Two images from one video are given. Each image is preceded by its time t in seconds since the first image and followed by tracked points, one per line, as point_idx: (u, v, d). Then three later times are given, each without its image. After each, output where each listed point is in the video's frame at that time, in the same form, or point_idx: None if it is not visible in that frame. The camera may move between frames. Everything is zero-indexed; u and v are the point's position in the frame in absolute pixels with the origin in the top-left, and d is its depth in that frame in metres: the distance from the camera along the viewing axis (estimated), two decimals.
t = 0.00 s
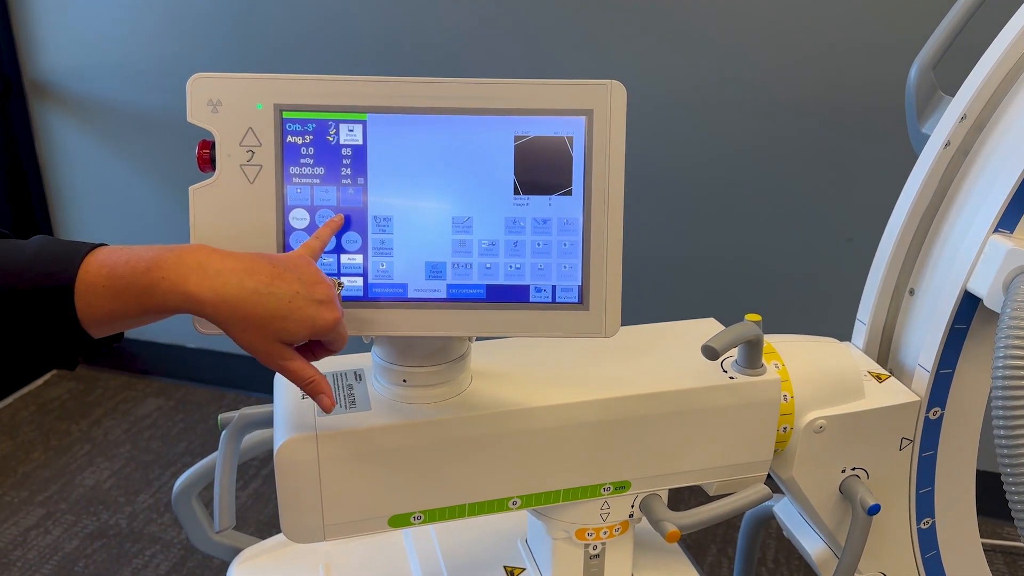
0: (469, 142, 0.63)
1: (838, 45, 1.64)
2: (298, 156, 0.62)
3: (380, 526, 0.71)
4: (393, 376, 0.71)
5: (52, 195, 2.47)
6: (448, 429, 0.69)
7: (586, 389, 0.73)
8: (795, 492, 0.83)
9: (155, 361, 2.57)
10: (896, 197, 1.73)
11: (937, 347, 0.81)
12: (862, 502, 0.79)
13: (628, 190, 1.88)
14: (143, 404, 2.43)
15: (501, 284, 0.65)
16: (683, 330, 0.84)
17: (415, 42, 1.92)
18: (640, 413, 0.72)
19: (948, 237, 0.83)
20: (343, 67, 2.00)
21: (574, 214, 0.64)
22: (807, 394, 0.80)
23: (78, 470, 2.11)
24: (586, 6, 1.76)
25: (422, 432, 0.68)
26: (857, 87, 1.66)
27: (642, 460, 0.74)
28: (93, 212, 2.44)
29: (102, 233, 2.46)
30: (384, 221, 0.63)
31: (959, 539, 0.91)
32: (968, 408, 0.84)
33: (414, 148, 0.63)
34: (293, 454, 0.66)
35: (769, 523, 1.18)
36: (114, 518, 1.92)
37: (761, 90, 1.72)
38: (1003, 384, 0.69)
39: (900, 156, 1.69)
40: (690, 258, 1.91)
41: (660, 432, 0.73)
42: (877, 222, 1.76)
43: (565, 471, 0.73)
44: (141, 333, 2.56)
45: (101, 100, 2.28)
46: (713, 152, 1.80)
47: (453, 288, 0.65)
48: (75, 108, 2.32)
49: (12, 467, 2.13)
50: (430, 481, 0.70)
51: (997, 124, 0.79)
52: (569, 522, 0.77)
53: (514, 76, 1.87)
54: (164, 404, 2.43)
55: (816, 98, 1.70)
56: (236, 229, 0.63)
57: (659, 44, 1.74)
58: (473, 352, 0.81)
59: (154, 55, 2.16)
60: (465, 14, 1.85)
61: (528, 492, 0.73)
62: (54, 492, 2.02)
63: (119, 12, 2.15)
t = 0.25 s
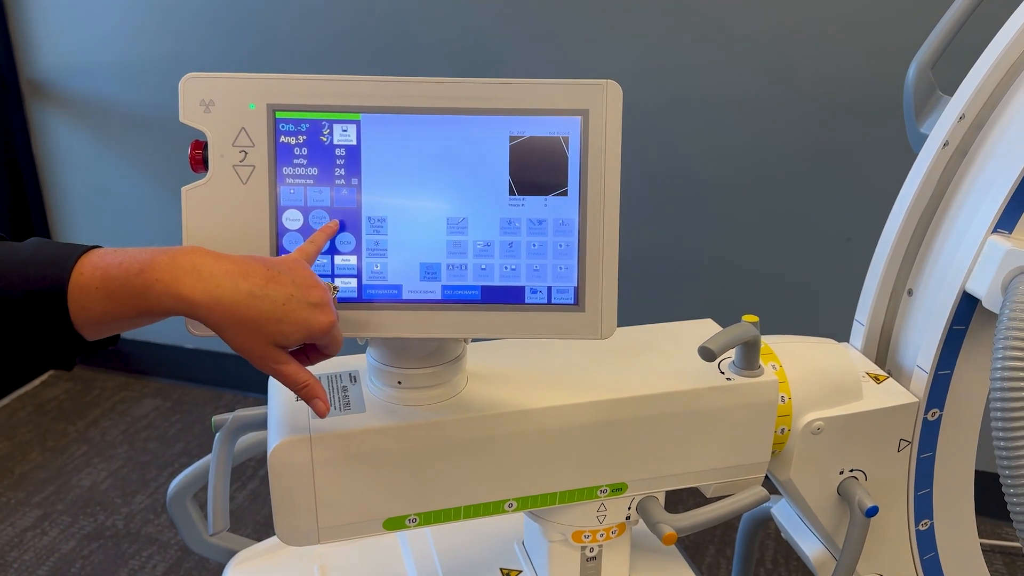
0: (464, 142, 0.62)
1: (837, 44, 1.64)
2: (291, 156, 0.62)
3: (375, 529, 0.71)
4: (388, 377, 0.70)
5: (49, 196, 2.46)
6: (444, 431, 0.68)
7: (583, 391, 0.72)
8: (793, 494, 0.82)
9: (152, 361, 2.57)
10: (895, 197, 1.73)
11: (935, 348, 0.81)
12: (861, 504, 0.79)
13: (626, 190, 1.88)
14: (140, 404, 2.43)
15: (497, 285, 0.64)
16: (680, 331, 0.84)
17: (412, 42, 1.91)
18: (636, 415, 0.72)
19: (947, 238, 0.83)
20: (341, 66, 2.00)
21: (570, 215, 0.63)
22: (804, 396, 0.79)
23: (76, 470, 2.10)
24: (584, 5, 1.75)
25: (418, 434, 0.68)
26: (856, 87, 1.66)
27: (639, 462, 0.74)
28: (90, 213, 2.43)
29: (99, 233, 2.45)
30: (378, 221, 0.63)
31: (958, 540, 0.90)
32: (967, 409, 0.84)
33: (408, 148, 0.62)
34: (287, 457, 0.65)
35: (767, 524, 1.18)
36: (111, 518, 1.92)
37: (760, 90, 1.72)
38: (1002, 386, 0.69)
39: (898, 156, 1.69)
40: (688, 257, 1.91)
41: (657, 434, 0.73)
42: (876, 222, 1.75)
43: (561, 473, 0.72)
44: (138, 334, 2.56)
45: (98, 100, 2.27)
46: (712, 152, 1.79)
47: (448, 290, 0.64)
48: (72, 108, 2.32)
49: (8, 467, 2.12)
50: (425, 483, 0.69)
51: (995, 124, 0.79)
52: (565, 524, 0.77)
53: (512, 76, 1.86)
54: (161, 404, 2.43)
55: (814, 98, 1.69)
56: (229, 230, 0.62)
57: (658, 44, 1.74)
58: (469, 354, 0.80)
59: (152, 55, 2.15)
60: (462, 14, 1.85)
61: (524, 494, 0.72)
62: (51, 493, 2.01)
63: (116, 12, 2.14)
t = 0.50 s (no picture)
0: (461, 142, 0.62)
1: (836, 43, 1.64)
2: (287, 156, 0.61)
3: (372, 532, 0.70)
4: (385, 379, 0.70)
5: (47, 196, 2.46)
6: (441, 434, 0.68)
7: (581, 392, 0.72)
8: (792, 495, 0.82)
9: (150, 361, 2.56)
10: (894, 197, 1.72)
11: (935, 349, 0.80)
12: (860, 506, 0.78)
13: (625, 189, 1.88)
14: (138, 405, 2.42)
15: (495, 285, 0.64)
16: (678, 332, 0.84)
17: (411, 41, 1.91)
18: (635, 418, 0.71)
19: (947, 238, 0.82)
20: (340, 66, 1.99)
21: (568, 215, 0.63)
22: (804, 397, 0.79)
23: (73, 471, 2.10)
24: (583, 5, 1.75)
25: (414, 437, 0.67)
26: (855, 86, 1.66)
27: (638, 464, 0.73)
28: (88, 213, 2.43)
29: (97, 234, 2.44)
30: (374, 222, 0.62)
31: (958, 542, 0.90)
32: (966, 410, 0.84)
33: (405, 148, 0.62)
34: (283, 459, 0.65)
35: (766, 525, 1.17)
36: (109, 520, 1.91)
37: (759, 89, 1.71)
38: (1002, 387, 0.68)
39: (898, 155, 1.69)
40: (687, 257, 1.90)
41: (655, 435, 0.73)
42: (876, 222, 1.75)
43: (559, 475, 0.72)
44: (136, 334, 2.55)
45: (96, 100, 2.27)
46: (711, 152, 1.79)
47: (445, 291, 0.64)
48: (70, 108, 2.31)
49: (5, 468, 2.11)
50: (422, 485, 0.69)
51: (996, 124, 0.78)
52: (563, 527, 0.76)
53: (511, 76, 1.86)
54: (159, 405, 2.42)
55: (814, 97, 1.69)
56: (224, 231, 0.62)
57: (657, 43, 1.73)
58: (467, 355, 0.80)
59: (150, 55, 2.15)
60: (461, 13, 1.84)
61: (522, 496, 0.72)
62: (48, 494, 2.01)
63: (114, 12, 2.14)
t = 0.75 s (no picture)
0: (462, 142, 0.61)
1: (837, 43, 1.63)
2: (287, 156, 0.61)
3: (372, 534, 0.70)
4: (385, 380, 0.69)
5: (46, 196, 2.45)
6: (442, 435, 0.67)
7: (582, 393, 0.71)
8: (794, 497, 0.82)
9: (150, 362, 2.56)
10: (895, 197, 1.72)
11: (938, 350, 0.80)
12: (863, 507, 0.78)
13: (625, 189, 1.87)
14: (138, 405, 2.42)
15: (496, 287, 0.63)
16: (680, 332, 0.83)
17: (411, 41, 1.90)
18: (637, 419, 0.71)
19: (949, 238, 0.82)
20: (341, 66, 1.99)
21: (569, 216, 0.62)
22: (806, 398, 0.78)
23: (72, 472, 2.09)
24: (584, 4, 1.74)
25: (415, 438, 0.67)
26: (856, 86, 1.65)
27: (640, 465, 0.73)
28: (88, 213, 2.42)
29: (97, 234, 2.44)
30: (375, 222, 0.62)
31: (960, 543, 0.90)
32: (969, 411, 0.83)
33: (406, 148, 0.61)
34: (282, 461, 0.64)
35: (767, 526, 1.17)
36: (108, 520, 1.91)
37: (760, 89, 1.71)
38: (1005, 387, 0.68)
39: (899, 155, 1.68)
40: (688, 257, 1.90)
41: (657, 436, 0.72)
42: (876, 222, 1.75)
43: (561, 477, 0.71)
44: (136, 334, 2.55)
45: (97, 100, 2.26)
46: (711, 151, 1.79)
47: (446, 291, 0.63)
48: (70, 108, 2.30)
49: (4, 469, 2.11)
50: (423, 486, 0.68)
51: (999, 124, 0.78)
52: (564, 528, 0.76)
53: (512, 75, 1.85)
54: (159, 405, 2.42)
55: (815, 97, 1.68)
56: (224, 231, 0.62)
57: (657, 43, 1.73)
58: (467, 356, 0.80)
59: (151, 55, 2.14)
60: (462, 13, 1.84)
61: (523, 498, 0.71)
62: (47, 494, 2.00)
63: (115, 12, 2.13)
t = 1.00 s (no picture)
0: (463, 142, 0.61)
1: (838, 43, 1.63)
2: (287, 157, 0.61)
3: (373, 536, 0.70)
4: (386, 382, 0.69)
5: (46, 196, 2.45)
6: (443, 437, 0.67)
7: (584, 394, 0.71)
8: (796, 498, 0.81)
9: (149, 362, 2.56)
10: (896, 197, 1.71)
11: (940, 351, 0.80)
12: (865, 509, 0.78)
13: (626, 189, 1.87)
14: (137, 405, 2.41)
15: (497, 287, 0.63)
16: (682, 333, 0.83)
17: (411, 41, 1.90)
18: (639, 420, 0.71)
19: (952, 238, 0.81)
20: (341, 66, 1.98)
21: (571, 216, 0.62)
22: (808, 399, 0.78)
23: (72, 472, 2.09)
24: (584, 4, 1.74)
25: (415, 440, 0.67)
26: (857, 86, 1.65)
27: (642, 467, 0.73)
28: (87, 213, 2.42)
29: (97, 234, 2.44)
30: (375, 223, 0.62)
31: (963, 545, 0.89)
32: (971, 412, 0.83)
33: (407, 148, 0.61)
34: (283, 463, 0.64)
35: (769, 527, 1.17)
36: (107, 521, 1.91)
37: (760, 89, 1.71)
38: (1009, 388, 0.68)
39: (900, 155, 1.68)
40: (688, 258, 1.90)
41: (659, 438, 0.72)
42: (877, 222, 1.74)
43: (562, 479, 0.71)
44: (136, 335, 2.55)
45: (97, 100, 2.26)
46: (712, 151, 1.78)
47: (447, 292, 0.63)
48: (70, 108, 2.30)
49: (4, 469, 2.11)
50: (423, 487, 0.68)
51: (1002, 123, 0.77)
52: (565, 530, 0.75)
53: (512, 75, 1.85)
54: (158, 405, 2.42)
55: (815, 97, 1.68)
56: (224, 232, 0.61)
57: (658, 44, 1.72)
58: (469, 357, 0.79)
59: (151, 55, 2.14)
60: (462, 13, 1.83)
61: (525, 500, 0.71)
62: (47, 495, 2.00)
63: (115, 12, 2.13)
